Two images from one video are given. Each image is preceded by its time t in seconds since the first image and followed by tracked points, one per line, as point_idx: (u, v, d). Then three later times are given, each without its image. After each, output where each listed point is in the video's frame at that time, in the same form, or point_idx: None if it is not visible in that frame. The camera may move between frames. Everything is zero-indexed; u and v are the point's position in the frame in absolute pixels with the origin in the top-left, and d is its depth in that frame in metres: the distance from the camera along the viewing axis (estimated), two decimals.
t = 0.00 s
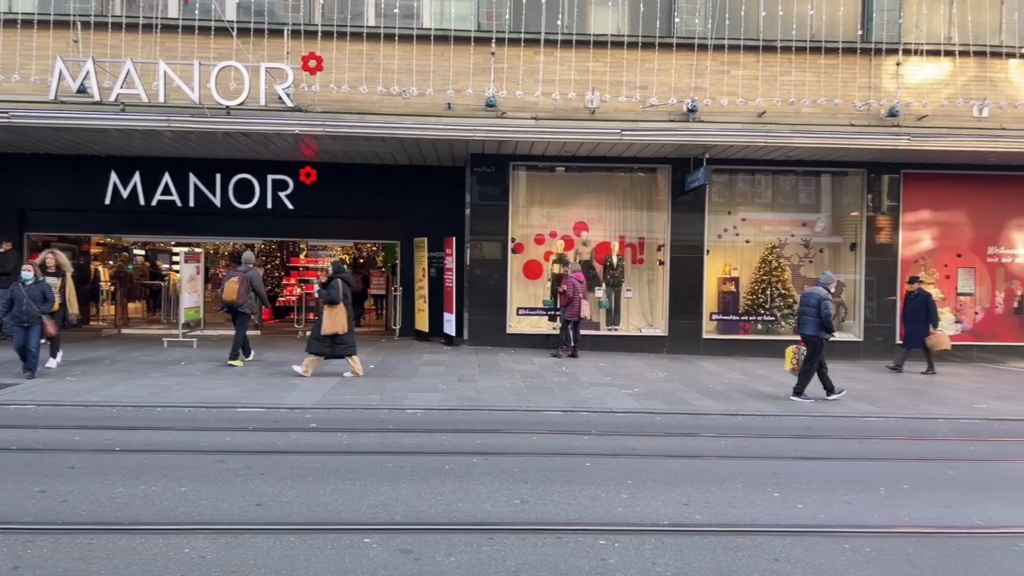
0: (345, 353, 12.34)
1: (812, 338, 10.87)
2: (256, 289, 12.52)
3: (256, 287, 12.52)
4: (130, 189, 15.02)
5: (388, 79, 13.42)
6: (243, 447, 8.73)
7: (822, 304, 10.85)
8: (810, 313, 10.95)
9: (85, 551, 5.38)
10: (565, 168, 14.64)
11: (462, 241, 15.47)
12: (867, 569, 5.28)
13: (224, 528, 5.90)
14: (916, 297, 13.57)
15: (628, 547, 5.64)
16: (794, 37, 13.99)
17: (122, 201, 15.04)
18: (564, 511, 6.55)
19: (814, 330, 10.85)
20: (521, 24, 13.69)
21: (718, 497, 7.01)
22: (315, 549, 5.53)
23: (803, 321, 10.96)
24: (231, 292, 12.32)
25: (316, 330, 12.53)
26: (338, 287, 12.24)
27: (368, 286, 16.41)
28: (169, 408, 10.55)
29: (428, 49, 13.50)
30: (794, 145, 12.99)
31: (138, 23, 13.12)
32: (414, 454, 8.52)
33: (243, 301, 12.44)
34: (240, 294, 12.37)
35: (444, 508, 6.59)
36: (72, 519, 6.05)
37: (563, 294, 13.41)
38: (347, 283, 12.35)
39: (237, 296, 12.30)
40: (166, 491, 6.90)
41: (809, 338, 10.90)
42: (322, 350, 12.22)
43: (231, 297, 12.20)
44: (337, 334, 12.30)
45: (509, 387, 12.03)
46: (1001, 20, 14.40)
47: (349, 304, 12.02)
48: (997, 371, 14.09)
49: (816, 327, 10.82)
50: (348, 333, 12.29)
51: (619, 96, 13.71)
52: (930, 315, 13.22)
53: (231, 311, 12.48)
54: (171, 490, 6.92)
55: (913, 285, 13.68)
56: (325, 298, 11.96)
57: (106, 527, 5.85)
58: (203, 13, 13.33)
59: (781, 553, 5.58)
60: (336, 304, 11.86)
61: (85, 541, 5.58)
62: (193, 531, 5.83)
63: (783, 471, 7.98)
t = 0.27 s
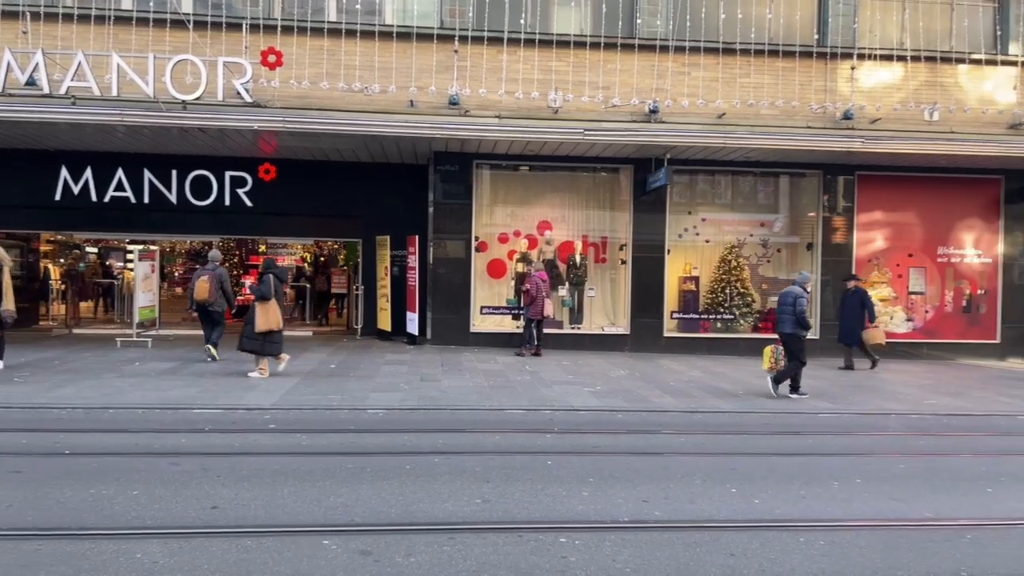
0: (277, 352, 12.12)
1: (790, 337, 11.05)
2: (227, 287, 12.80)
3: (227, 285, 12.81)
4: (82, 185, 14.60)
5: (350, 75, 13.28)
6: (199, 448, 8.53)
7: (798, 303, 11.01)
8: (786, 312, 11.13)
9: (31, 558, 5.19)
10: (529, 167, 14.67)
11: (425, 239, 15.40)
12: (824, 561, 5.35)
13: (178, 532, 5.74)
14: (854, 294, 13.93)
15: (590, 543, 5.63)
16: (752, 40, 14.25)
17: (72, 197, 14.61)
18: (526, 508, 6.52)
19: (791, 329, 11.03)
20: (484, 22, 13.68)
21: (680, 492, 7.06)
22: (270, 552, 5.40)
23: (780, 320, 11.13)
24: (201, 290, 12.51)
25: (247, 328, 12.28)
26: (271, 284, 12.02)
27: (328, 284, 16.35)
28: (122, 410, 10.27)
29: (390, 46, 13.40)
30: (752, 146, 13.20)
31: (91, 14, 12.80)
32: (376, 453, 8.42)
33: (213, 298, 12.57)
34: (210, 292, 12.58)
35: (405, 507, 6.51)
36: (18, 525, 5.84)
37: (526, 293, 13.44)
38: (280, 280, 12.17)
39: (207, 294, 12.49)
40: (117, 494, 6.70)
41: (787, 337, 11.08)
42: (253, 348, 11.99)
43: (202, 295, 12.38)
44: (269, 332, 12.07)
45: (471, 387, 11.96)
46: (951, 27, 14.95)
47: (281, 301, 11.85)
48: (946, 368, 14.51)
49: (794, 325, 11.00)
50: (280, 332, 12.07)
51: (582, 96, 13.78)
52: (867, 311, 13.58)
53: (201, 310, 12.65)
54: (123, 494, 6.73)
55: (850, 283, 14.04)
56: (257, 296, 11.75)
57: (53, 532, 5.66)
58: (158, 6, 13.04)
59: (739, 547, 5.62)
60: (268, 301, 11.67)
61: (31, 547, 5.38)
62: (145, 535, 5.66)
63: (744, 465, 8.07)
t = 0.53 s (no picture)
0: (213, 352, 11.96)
1: (769, 334, 11.28)
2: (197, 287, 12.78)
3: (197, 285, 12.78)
4: (33, 182, 14.16)
5: (312, 72, 13.11)
6: (155, 453, 8.31)
7: (774, 302, 11.23)
8: (764, 310, 11.35)
9: None
10: (494, 167, 14.67)
11: (388, 239, 15.30)
12: (781, 553, 5.43)
13: (131, 539, 5.56)
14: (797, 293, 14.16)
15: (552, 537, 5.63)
16: (713, 44, 14.45)
17: (22, 194, 14.17)
18: (490, 507, 6.50)
19: (770, 327, 11.27)
20: (448, 22, 13.65)
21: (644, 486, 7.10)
22: (227, 557, 5.28)
23: (758, 319, 11.36)
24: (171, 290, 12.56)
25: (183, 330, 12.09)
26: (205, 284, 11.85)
27: (290, 285, 16.04)
28: (74, 414, 9.97)
29: (352, 44, 13.26)
30: (712, 148, 13.37)
31: (43, 7, 12.45)
32: (338, 455, 8.30)
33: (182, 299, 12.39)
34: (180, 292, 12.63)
35: (368, 508, 6.43)
36: None
37: (491, 292, 13.43)
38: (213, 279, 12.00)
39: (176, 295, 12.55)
40: (68, 501, 6.49)
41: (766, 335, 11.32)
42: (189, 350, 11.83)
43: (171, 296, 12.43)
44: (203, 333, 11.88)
45: (435, 387, 11.87)
46: (904, 34, 15.41)
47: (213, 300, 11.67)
48: (899, 365, 14.88)
49: (771, 324, 11.23)
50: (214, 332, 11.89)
51: (546, 96, 13.83)
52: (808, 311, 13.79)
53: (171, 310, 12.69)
54: (74, 501, 6.52)
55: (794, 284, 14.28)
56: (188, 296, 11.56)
57: None
58: None
59: (699, 541, 5.66)
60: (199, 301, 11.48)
61: None
62: (97, 543, 5.48)
63: (708, 460, 8.16)
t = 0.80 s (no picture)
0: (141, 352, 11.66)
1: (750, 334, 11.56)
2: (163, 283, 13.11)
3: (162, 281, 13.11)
4: None
5: (272, 69, 12.91)
6: (109, 457, 8.08)
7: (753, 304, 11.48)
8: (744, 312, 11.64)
9: None
10: (458, 166, 14.63)
11: (350, 238, 15.16)
12: (740, 547, 5.48)
13: (81, 546, 5.38)
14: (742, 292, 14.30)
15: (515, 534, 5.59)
16: (675, 46, 14.62)
17: None
18: (453, 507, 6.38)
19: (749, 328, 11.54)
20: (411, 20, 13.57)
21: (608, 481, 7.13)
22: (182, 563, 5.12)
23: (737, 321, 11.65)
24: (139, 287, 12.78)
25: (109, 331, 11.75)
26: (131, 282, 11.74)
27: (250, 284, 15.84)
28: (23, 417, 9.66)
29: (314, 41, 13.09)
30: (670, 149, 13.49)
31: None
32: (300, 457, 8.16)
33: (145, 295, 12.37)
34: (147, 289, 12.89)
35: (328, 509, 6.34)
36: None
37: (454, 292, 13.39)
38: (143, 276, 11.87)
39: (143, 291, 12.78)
40: (17, 508, 6.27)
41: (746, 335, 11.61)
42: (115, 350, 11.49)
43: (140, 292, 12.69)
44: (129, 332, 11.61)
45: (398, 388, 11.75)
46: (859, 39, 15.80)
47: (141, 297, 11.49)
48: (854, 363, 15.22)
49: (750, 325, 11.48)
50: (142, 331, 11.63)
51: (510, 96, 13.83)
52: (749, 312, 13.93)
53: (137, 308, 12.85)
54: (23, 507, 6.30)
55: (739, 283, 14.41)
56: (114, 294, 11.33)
57: None
58: None
59: (661, 535, 5.69)
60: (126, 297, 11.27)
61: None
62: (46, 550, 5.29)
63: (671, 456, 8.23)
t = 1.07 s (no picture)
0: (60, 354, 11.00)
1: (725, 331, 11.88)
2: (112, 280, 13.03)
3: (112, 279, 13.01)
4: None
5: (228, 63, 12.65)
6: (56, 460, 7.78)
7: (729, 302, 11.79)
8: (720, 310, 11.97)
9: None
10: (420, 164, 14.54)
11: (309, 236, 14.98)
12: (698, 541, 5.53)
13: (24, 552, 5.13)
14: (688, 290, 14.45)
15: (475, 532, 5.55)
16: (635, 47, 14.75)
17: None
18: (410, 508, 6.10)
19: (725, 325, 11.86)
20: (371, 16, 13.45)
21: (570, 476, 7.14)
22: (129, 568, 4.90)
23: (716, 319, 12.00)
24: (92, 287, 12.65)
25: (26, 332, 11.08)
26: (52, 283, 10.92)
27: (205, 283, 15.56)
28: None
29: (271, 35, 12.87)
30: (632, 149, 13.63)
31: None
32: (257, 457, 7.96)
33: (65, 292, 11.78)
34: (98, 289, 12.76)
35: (280, 511, 6.03)
36: None
37: (415, 291, 13.29)
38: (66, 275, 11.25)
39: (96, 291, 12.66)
40: None
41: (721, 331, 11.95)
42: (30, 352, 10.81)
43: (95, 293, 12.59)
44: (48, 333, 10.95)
45: (357, 387, 11.58)
46: (813, 44, 16.15)
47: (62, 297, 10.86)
48: (809, 361, 15.55)
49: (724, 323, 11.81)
50: (61, 332, 10.98)
51: (471, 94, 13.78)
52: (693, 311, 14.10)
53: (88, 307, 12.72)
54: None
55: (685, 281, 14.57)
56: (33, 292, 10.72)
57: None
58: None
59: (621, 530, 5.71)
60: (45, 296, 10.65)
61: None
62: None
63: (632, 451, 8.29)
